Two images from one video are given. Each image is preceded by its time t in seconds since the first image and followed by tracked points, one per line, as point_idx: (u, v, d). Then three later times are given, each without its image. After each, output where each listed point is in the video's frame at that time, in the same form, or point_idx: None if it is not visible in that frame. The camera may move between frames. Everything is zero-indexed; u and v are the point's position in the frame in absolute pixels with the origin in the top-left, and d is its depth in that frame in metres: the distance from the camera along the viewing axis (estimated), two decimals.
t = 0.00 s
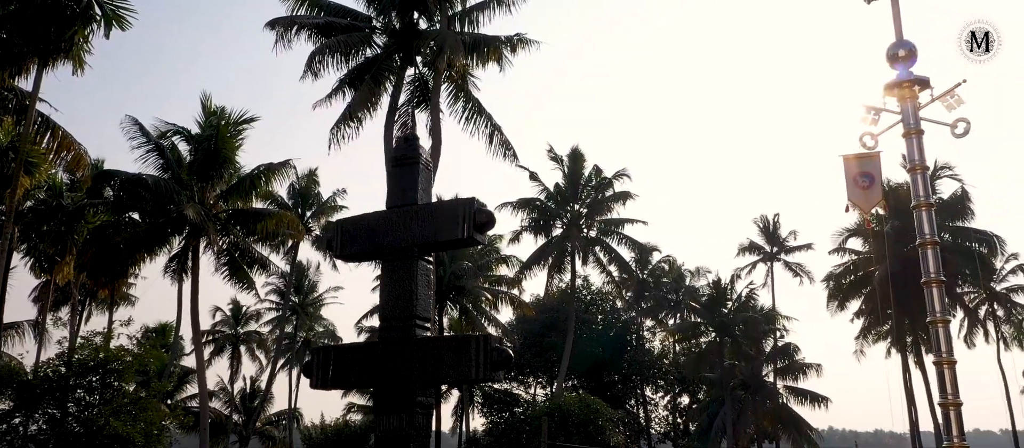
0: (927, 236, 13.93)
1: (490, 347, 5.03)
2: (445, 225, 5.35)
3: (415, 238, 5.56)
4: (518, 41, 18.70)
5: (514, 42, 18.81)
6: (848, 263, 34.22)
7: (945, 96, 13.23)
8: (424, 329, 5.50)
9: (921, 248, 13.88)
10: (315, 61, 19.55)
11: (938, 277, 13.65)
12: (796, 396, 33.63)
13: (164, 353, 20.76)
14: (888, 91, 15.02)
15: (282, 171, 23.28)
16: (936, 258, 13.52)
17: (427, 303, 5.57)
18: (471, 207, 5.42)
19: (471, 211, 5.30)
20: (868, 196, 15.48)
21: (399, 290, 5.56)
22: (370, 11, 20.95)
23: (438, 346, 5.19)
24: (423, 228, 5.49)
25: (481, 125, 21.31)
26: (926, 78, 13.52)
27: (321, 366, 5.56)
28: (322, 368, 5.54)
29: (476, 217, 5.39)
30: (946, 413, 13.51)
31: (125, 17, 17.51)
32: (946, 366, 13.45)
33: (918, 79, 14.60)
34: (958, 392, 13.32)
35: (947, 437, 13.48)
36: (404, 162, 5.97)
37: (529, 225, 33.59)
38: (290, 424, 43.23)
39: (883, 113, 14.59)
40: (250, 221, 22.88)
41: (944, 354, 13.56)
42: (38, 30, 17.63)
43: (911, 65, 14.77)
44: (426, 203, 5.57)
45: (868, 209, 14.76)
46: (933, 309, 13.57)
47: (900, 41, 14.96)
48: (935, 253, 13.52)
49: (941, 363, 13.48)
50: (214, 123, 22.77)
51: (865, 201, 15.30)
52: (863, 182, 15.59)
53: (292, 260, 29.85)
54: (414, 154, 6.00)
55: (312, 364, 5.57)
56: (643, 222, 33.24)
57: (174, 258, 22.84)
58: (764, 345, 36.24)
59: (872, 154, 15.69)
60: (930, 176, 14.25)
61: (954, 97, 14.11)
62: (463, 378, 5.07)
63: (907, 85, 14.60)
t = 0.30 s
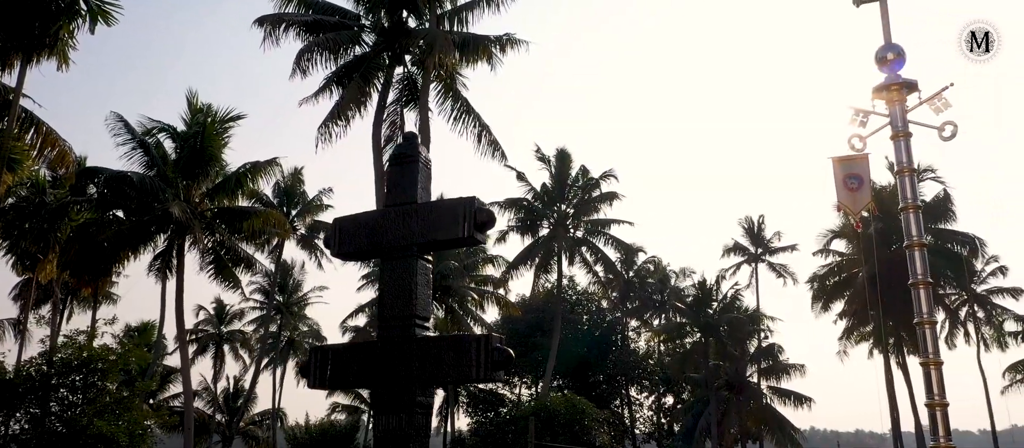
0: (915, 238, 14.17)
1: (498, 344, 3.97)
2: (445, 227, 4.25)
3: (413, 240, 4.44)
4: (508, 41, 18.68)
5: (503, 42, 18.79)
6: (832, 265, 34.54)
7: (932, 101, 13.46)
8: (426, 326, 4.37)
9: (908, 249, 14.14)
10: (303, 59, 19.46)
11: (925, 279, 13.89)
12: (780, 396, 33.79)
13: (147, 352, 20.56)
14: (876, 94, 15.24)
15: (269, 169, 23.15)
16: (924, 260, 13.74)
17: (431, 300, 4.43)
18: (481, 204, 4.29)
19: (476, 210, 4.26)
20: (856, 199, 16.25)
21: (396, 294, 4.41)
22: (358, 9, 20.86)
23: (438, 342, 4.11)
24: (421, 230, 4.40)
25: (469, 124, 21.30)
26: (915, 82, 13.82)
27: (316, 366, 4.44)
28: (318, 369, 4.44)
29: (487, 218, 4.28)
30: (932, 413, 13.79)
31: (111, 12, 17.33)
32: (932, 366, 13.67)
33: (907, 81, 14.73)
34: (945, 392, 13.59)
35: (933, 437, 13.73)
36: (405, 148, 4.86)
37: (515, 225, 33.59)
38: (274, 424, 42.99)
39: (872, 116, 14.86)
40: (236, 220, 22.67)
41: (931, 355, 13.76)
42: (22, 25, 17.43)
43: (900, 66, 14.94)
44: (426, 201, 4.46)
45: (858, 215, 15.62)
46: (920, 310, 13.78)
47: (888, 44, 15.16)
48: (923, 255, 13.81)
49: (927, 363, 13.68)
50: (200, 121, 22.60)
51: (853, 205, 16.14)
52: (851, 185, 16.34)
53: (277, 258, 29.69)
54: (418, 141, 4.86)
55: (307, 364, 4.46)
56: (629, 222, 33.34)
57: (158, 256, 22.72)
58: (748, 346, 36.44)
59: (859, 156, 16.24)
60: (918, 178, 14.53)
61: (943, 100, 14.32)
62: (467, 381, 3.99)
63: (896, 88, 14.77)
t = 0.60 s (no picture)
0: (902, 239, 14.34)
1: (498, 344, 3.99)
2: (445, 226, 4.24)
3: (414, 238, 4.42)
4: (498, 40, 18.66)
5: (493, 41, 18.78)
6: (817, 266, 34.81)
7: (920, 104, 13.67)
8: (426, 326, 4.38)
9: (896, 250, 14.36)
10: (292, 57, 19.35)
11: (912, 279, 14.05)
12: (764, 397, 33.93)
13: (131, 351, 20.39)
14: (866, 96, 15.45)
15: (255, 167, 22.98)
16: (912, 261, 13.88)
17: (431, 300, 4.43)
18: (482, 203, 4.28)
19: (476, 209, 4.25)
20: (843, 201, 16.47)
21: (396, 294, 4.42)
22: (347, 7, 20.77)
23: (436, 342, 4.11)
24: (420, 229, 4.38)
25: (458, 123, 21.26)
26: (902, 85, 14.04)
27: (316, 366, 4.43)
28: (317, 369, 4.43)
29: (488, 216, 4.27)
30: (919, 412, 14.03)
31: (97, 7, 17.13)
32: (920, 366, 13.86)
33: (895, 84, 14.95)
34: (932, 392, 13.84)
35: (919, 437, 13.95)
36: (405, 146, 4.83)
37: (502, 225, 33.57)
38: (257, 423, 42.73)
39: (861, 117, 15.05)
40: (222, 218, 22.57)
41: (918, 355, 13.94)
42: (7, 19, 17.22)
43: (889, 69, 15.14)
44: (426, 199, 4.45)
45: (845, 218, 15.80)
46: (907, 311, 13.90)
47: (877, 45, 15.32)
48: (910, 256, 14.01)
49: (914, 365, 13.87)
50: (186, 118, 22.41)
51: (840, 207, 16.34)
52: (839, 187, 16.56)
53: (262, 257, 29.51)
54: (418, 140, 4.84)
55: (306, 365, 4.45)
56: (615, 223, 33.39)
57: (142, 254, 22.56)
58: (733, 346, 36.62)
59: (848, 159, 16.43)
60: (905, 181, 14.71)
61: (930, 103, 14.52)
62: (467, 381, 4.00)
63: (884, 91, 14.99)
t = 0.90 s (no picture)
0: (891, 241, 14.82)
1: (501, 344, 3.99)
2: (447, 225, 4.23)
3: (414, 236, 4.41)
4: (487, 40, 18.65)
5: (482, 41, 18.76)
6: (802, 267, 35.12)
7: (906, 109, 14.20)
8: (425, 326, 4.36)
9: (884, 251, 14.78)
10: (280, 54, 19.23)
11: (900, 281, 14.47)
12: (748, 396, 34.09)
13: (115, 350, 20.17)
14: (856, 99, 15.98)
15: (242, 165, 22.80)
16: (900, 262, 14.28)
17: (431, 300, 4.42)
18: (484, 202, 4.29)
19: (477, 209, 4.26)
20: (831, 202, 17.00)
21: (395, 293, 4.39)
22: (336, 4, 20.67)
23: (439, 341, 4.10)
24: (420, 227, 4.36)
25: (446, 122, 21.22)
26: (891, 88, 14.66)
27: (313, 365, 4.39)
28: (314, 369, 4.39)
29: (489, 216, 4.29)
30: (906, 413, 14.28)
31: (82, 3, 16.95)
32: (907, 367, 14.11)
33: (884, 87, 15.42)
34: (919, 393, 14.10)
35: (906, 436, 14.16)
36: (404, 145, 4.82)
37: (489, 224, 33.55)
38: (240, 423, 42.46)
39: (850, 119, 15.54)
40: (208, 216, 22.42)
41: (906, 356, 14.18)
42: None
43: (878, 73, 15.68)
44: (426, 198, 4.43)
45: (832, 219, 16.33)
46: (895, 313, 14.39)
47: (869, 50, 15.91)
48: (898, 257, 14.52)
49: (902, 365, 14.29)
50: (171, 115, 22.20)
51: (827, 208, 16.92)
52: (828, 188, 17.10)
53: (247, 256, 29.31)
54: (418, 139, 4.82)
55: (304, 363, 4.40)
56: (602, 223, 33.46)
57: (126, 252, 22.34)
58: (717, 347, 36.77)
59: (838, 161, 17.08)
60: (893, 182, 15.27)
61: (916, 106, 14.97)
62: (469, 380, 3.99)
63: (873, 94, 15.47)
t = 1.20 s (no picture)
0: (879, 242, 15.17)
1: (502, 343, 4.00)
2: (447, 224, 4.22)
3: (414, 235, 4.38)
4: (477, 39, 18.62)
5: (471, 40, 18.72)
6: (786, 268, 35.40)
7: (894, 113, 14.54)
8: (425, 326, 4.36)
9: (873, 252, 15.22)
10: (268, 52, 19.10)
11: (889, 282, 14.75)
12: (733, 397, 34.25)
13: (98, 349, 19.98)
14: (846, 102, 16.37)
15: (228, 163, 22.63)
16: (887, 263, 14.75)
17: (431, 300, 4.40)
18: (484, 201, 4.28)
19: (478, 207, 4.25)
20: (819, 203, 17.93)
21: (396, 292, 4.37)
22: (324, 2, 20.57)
23: (439, 341, 4.11)
24: (421, 226, 4.34)
25: (435, 122, 21.17)
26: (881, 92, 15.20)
27: (312, 365, 4.38)
28: (313, 368, 4.38)
29: (489, 215, 4.28)
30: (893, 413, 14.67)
31: None
32: (895, 368, 14.49)
33: (873, 90, 15.86)
34: (906, 393, 14.50)
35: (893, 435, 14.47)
36: (405, 142, 4.78)
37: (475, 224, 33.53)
38: (224, 423, 42.19)
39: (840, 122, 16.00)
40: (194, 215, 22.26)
41: (894, 356, 14.56)
42: None
43: (866, 76, 16.45)
44: (426, 196, 4.42)
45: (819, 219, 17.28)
46: (884, 314, 14.78)
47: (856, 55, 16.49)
48: (887, 259, 14.85)
49: (890, 367, 14.63)
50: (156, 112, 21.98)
51: (815, 209, 17.83)
52: (816, 190, 18.02)
53: (232, 254, 29.12)
54: (418, 137, 4.79)
55: (302, 363, 4.40)
56: (589, 223, 33.53)
57: (110, 250, 22.20)
58: (702, 347, 36.92)
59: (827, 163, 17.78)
60: (882, 184, 15.62)
61: (903, 109, 15.25)
62: (470, 379, 4.01)
63: (863, 96, 15.88)
